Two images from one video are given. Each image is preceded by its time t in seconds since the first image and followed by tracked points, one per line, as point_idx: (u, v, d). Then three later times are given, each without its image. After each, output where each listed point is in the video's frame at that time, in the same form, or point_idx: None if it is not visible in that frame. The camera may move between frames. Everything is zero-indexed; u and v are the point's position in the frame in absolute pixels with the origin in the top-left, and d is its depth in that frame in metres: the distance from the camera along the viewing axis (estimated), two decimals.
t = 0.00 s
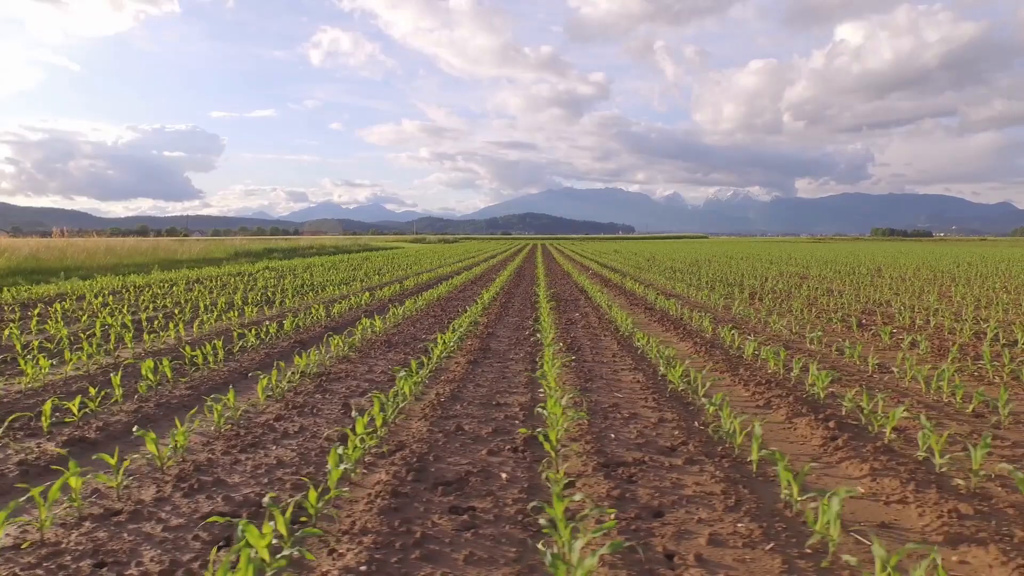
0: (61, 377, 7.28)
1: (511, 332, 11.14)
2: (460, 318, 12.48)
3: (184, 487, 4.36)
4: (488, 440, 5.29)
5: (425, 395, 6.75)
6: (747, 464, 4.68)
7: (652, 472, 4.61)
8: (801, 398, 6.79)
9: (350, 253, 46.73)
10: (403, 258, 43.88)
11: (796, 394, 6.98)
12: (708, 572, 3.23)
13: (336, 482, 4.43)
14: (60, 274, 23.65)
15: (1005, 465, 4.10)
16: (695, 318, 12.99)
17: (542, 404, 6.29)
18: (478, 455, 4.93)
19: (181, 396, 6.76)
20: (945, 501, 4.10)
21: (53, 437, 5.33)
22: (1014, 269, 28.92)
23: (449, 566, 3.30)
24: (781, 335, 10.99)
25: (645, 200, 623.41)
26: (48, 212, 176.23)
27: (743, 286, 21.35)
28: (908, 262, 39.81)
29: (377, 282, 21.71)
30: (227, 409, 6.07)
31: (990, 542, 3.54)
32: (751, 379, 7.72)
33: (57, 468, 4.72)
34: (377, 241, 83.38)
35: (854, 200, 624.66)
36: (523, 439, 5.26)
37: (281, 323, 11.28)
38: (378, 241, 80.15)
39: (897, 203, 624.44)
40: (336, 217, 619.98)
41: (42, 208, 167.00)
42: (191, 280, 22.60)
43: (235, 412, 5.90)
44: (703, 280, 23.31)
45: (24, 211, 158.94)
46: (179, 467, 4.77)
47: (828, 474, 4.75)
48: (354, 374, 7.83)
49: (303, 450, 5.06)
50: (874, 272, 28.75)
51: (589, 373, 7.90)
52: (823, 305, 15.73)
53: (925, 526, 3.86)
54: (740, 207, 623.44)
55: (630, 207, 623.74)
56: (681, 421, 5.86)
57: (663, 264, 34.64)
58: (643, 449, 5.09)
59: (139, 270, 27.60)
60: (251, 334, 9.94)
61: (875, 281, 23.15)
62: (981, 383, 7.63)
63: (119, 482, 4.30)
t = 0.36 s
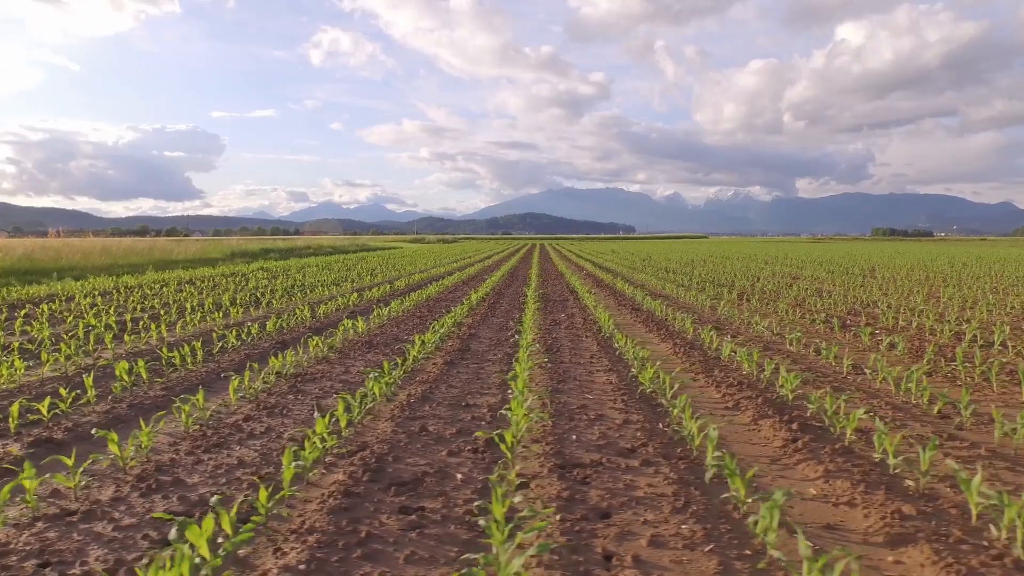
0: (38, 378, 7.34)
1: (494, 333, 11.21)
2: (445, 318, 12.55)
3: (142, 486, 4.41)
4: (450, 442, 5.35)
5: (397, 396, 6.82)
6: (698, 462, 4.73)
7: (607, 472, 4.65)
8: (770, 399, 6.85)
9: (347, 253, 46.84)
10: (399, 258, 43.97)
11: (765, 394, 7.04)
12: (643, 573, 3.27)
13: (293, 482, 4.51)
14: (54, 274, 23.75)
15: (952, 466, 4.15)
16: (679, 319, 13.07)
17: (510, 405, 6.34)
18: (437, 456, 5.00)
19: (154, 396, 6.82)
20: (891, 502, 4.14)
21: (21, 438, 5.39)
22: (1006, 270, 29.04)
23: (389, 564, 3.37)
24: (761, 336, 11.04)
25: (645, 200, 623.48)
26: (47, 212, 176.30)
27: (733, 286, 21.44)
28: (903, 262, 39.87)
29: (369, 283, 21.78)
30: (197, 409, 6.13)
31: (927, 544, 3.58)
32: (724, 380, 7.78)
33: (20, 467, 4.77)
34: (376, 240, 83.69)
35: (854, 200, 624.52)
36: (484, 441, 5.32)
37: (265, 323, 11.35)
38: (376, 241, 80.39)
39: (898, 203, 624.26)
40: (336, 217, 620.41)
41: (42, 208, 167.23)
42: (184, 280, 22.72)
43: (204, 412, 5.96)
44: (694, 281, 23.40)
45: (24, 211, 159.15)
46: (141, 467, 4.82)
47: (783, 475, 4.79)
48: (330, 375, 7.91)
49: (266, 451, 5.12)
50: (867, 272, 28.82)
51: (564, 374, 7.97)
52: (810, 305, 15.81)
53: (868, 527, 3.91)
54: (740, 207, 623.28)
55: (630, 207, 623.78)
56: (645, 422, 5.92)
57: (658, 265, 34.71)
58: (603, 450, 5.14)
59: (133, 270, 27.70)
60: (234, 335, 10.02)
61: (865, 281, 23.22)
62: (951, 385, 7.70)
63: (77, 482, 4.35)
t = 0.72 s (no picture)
0: (13, 380, 7.39)
1: (474, 334, 11.27)
2: (428, 319, 12.63)
3: (100, 486, 4.46)
4: (411, 444, 5.41)
5: (367, 399, 6.88)
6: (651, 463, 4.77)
7: (560, 474, 4.70)
8: (737, 401, 6.90)
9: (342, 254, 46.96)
10: (394, 258, 44.06)
11: (734, 396, 7.09)
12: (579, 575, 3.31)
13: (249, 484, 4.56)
14: (47, 274, 23.82)
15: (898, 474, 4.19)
16: (662, 321, 13.10)
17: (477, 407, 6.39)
18: (396, 458, 5.06)
19: (126, 397, 6.86)
20: (837, 505, 4.19)
21: None
22: (996, 271, 29.19)
23: (330, 565, 3.42)
24: (741, 339, 11.10)
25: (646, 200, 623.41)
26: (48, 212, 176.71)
27: (723, 287, 21.50)
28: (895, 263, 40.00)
29: (359, 284, 21.86)
30: (166, 411, 6.18)
31: (864, 547, 3.63)
32: (695, 382, 7.84)
33: None
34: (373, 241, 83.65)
35: (855, 200, 624.11)
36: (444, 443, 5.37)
37: (248, 325, 11.42)
38: (373, 241, 80.39)
39: (898, 203, 623.82)
40: (336, 217, 620.38)
41: (42, 208, 167.47)
42: (176, 281, 22.79)
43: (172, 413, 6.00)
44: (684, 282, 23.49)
45: (24, 211, 159.37)
46: (102, 467, 4.86)
47: (737, 478, 4.83)
48: (304, 377, 7.97)
49: (227, 453, 5.17)
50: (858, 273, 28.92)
51: (536, 376, 8.03)
52: (794, 307, 15.90)
53: (810, 530, 3.95)
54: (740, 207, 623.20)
55: (630, 207, 623.67)
56: (607, 424, 5.97)
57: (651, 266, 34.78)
58: (560, 452, 5.18)
59: (127, 270, 27.77)
60: (215, 336, 10.09)
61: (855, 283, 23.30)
62: (922, 388, 7.76)
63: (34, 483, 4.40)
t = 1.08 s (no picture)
0: None
1: (456, 334, 11.38)
2: (411, 320, 12.73)
3: (59, 486, 4.53)
4: (372, 446, 5.49)
5: (337, 399, 6.97)
6: (601, 464, 4.84)
7: (513, 475, 4.78)
8: (703, 401, 6.99)
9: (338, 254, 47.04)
10: (390, 258, 44.14)
11: (701, 396, 7.15)
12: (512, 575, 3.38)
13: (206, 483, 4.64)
14: (40, 274, 23.91)
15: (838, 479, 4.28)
16: (645, 322, 13.16)
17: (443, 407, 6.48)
18: (354, 459, 5.14)
19: (98, 397, 6.93)
20: (780, 505, 4.25)
21: None
22: (987, 271, 29.29)
23: (271, 563, 3.50)
24: (720, 341, 11.16)
25: (646, 200, 623.39)
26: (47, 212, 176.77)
27: (712, 288, 21.58)
28: (887, 263, 40.14)
29: (350, 284, 21.95)
30: (135, 411, 6.25)
31: (799, 548, 3.68)
32: (665, 383, 7.93)
33: None
34: (371, 241, 83.80)
35: (855, 200, 623.76)
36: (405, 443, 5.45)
37: (231, 326, 11.49)
38: (371, 242, 80.48)
39: (899, 203, 623.35)
40: (337, 217, 620.60)
41: (41, 208, 167.61)
42: (167, 282, 22.83)
43: (140, 414, 6.07)
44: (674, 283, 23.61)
45: (24, 211, 159.57)
46: (64, 467, 4.93)
47: (688, 479, 4.88)
48: (280, 378, 8.06)
49: (190, 452, 5.24)
50: (849, 274, 29.04)
51: (509, 377, 8.12)
52: (779, 308, 15.99)
53: (749, 530, 4.02)
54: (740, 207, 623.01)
55: (630, 207, 623.58)
56: (569, 424, 6.07)
57: (646, 266, 34.87)
58: (517, 452, 5.27)
59: (121, 271, 27.87)
60: (197, 338, 10.17)
61: (845, 283, 23.39)
62: (890, 390, 7.83)
63: None
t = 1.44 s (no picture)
0: None
1: (436, 335, 11.47)
2: (393, 320, 12.82)
3: (15, 484, 4.60)
4: (331, 445, 5.58)
5: (305, 400, 7.05)
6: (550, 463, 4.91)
7: (463, 475, 4.86)
8: (667, 401, 7.07)
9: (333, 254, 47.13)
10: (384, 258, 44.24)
11: (665, 395, 7.23)
12: (441, 572, 3.47)
13: (160, 480, 4.72)
14: (32, 275, 23.98)
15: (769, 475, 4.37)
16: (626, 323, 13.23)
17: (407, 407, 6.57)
18: (311, 459, 5.22)
19: (69, 396, 6.99)
20: (720, 504, 4.29)
21: None
22: (976, 271, 29.45)
23: (209, 557, 3.59)
24: (698, 342, 11.22)
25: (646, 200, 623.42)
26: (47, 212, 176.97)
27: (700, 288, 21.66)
28: (879, 263, 40.31)
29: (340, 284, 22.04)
30: (102, 411, 6.32)
31: (727, 546, 3.75)
32: (634, 382, 8.01)
33: None
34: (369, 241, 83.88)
35: (855, 200, 623.28)
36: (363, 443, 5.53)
37: (213, 326, 11.56)
38: (368, 242, 80.56)
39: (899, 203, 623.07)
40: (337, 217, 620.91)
41: (41, 208, 167.82)
42: (158, 282, 22.90)
43: (106, 413, 6.14)
44: (663, 283, 23.71)
45: (23, 210, 159.70)
46: (23, 465, 4.99)
47: (636, 478, 4.95)
48: (253, 378, 8.14)
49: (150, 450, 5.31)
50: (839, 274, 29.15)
51: (479, 377, 8.21)
52: (762, 308, 16.10)
53: (685, 528, 4.10)
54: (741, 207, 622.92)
55: (630, 207, 623.55)
56: (529, 424, 6.16)
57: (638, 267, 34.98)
58: (472, 452, 5.36)
59: (114, 271, 27.94)
60: (176, 338, 10.24)
61: (833, 284, 23.50)
62: (856, 391, 7.91)
63: None
